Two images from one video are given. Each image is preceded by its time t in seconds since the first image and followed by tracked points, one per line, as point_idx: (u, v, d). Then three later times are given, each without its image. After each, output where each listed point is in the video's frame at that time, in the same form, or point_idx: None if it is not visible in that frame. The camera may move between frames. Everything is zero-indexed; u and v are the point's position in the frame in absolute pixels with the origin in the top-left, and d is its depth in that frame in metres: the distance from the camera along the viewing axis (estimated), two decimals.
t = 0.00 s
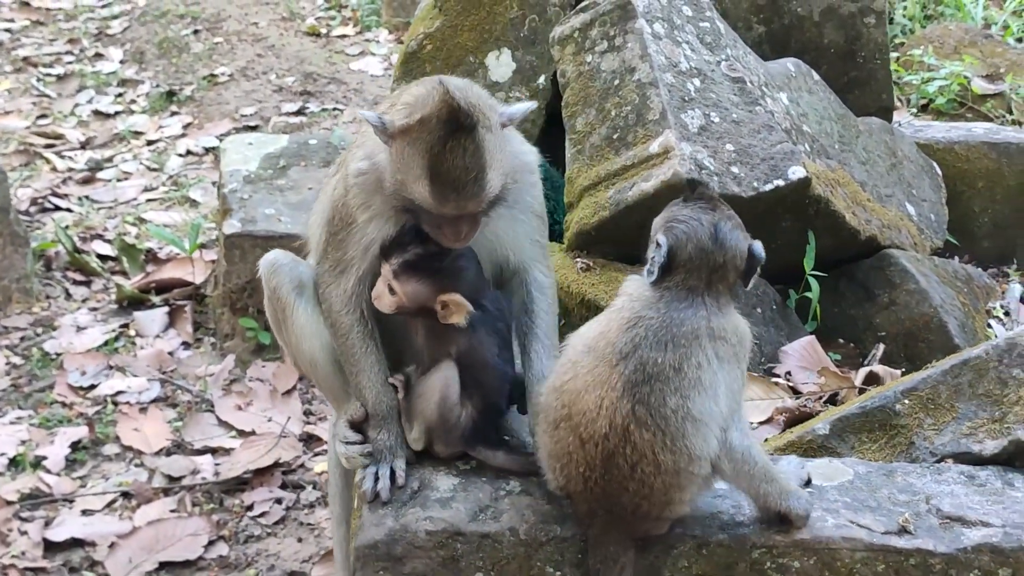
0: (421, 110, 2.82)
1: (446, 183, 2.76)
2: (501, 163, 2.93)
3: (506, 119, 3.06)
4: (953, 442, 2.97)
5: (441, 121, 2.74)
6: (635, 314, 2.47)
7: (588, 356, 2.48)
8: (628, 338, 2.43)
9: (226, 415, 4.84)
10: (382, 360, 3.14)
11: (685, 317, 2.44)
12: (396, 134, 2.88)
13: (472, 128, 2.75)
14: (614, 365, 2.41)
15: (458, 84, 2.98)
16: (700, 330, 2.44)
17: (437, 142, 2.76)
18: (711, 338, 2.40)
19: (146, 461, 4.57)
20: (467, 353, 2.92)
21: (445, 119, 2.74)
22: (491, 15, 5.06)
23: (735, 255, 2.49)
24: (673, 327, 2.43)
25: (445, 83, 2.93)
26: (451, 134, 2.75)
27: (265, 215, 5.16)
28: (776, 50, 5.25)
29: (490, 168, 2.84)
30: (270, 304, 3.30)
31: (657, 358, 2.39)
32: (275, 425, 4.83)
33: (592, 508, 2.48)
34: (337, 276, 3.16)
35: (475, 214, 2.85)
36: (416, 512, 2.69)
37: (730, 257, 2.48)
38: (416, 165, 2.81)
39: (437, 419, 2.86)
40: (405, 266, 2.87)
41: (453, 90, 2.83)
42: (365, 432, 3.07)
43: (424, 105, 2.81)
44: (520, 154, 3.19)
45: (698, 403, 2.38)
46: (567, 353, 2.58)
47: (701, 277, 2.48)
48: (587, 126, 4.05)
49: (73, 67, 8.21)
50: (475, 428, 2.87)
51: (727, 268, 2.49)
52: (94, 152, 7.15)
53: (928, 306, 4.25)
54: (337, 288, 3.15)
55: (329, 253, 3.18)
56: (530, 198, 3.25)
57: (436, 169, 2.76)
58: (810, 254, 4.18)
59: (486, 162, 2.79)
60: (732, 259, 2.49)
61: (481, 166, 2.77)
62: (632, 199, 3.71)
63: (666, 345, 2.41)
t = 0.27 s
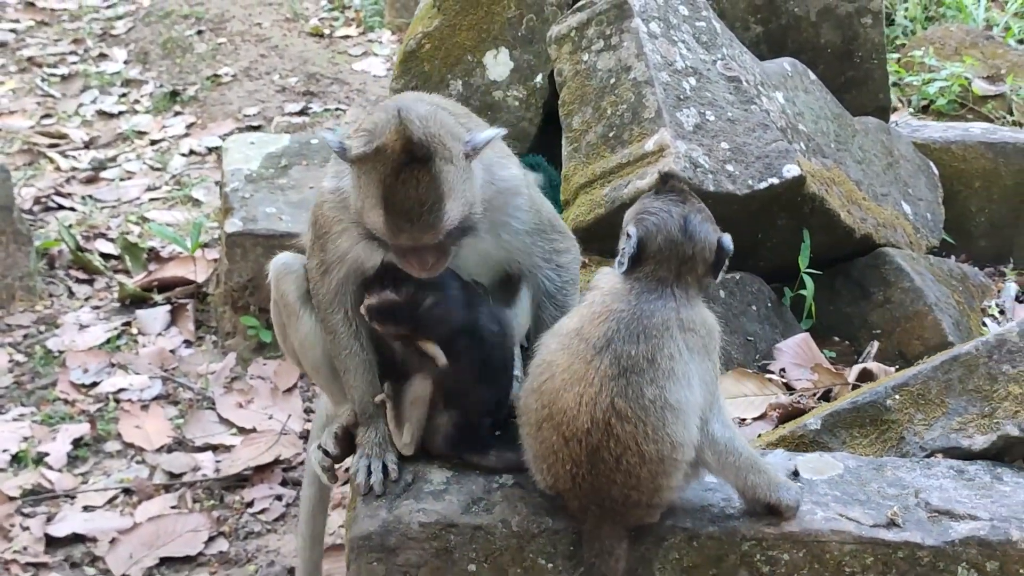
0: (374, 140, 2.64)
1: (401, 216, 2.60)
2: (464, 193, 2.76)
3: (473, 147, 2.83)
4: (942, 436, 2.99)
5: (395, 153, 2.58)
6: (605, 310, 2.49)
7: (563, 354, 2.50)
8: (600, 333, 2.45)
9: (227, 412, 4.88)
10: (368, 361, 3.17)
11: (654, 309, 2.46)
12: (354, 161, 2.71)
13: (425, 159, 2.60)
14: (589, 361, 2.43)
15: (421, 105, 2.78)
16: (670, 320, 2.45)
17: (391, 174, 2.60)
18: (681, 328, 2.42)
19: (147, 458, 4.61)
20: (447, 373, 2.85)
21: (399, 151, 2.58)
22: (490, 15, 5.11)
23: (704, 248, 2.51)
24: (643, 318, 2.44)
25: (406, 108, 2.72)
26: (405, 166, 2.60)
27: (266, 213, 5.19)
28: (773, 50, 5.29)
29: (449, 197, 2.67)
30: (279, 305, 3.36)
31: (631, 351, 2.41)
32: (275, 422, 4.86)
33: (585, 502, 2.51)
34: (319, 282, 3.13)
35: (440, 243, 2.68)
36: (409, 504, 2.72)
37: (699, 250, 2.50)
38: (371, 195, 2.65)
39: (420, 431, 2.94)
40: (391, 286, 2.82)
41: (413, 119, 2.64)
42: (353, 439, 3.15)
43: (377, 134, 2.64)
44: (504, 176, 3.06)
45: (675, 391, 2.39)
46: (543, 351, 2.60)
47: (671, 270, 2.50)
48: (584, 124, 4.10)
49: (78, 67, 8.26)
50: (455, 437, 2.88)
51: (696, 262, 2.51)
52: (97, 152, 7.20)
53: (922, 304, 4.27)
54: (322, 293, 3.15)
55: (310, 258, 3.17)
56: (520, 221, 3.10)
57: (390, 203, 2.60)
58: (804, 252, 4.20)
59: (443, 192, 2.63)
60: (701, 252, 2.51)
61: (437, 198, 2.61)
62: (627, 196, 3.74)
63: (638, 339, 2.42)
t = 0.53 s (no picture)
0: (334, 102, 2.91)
1: (357, 166, 2.86)
2: (424, 150, 2.97)
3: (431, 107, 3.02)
4: (937, 432, 3.01)
5: (351, 109, 2.83)
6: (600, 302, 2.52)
7: (557, 347, 2.52)
8: (594, 326, 2.48)
9: (229, 410, 4.91)
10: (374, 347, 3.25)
11: (649, 302, 2.49)
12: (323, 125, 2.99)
13: (377, 110, 2.84)
14: (583, 354, 2.45)
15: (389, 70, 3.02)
16: (663, 314, 2.49)
17: (347, 129, 2.85)
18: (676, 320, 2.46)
19: (149, 455, 4.64)
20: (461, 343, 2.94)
21: (355, 108, 2.83)
22: (489, 15, 5.14)
23: (696, 243, 2.57)
24: (637, 311, 2.47)
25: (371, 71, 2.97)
26: (361, 120, 2.84)
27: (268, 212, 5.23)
28: (772, 50, 5.32)
29: (405, 152, 2.89)
30: (286, 281, 3.42)
31: (626, 343, 2.43)
32: (277, 420, 4.89)
33: (578, 496, 2.52)
34: (330, 264, 3.25)
35: (398, 198, 2.93)
36: (404, 496, 2.74)
37: (691, 245, 2.56)
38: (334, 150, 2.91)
39: (423, 415, 3.00)
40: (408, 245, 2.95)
41: (373, 79, 2.86)
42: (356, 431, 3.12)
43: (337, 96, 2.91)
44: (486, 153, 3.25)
45: (669, 383, 2.43)
46: (537, 345, 2.62)
47: (663, 264, 2.55)
48: (581, 123, 4.12)
49: (83, 68, 8.31)
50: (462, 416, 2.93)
51: (688, 256, 2.56)
52: (102, 152, 7.24)
53: (919, 303, 4.29)
54: (334, 275, 3.24)
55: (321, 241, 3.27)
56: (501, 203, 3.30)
57: (349, 155, 2.86)
58: (801, 250, 4.21)
59: (398, 143, 2.87)
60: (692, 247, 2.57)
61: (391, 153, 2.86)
62: (624, 193, 3.77)
63: (633, 331, 2.45)
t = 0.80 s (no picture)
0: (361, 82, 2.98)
1: (391, 139, 2.92)
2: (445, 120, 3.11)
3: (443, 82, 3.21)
4: (926, 432, 3.02)
5: (382, 84, 2.90)
6: (581, 302, 2.54)
7: (539, 350, 2.54)
8: (577, 327, 2.49)
9: (229, 410, 4.93)
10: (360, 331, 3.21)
11: (630, 300, 2.51)
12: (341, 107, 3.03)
13: (407, 88, 2.90)
14: (567, 355, 2.47)
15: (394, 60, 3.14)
16: (643, 310, 2.51)
17: (374, 103, 2.90)
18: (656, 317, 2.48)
19: (149, 455, 4.66)
20: (449, 320, 2.99)
21: (387, 84, 2.90)
22: (486, 17, 5.17)
23: (663, 232, 2.59)
24: (618, 309, 2.49)
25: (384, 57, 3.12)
26: (393, 95, 2.90)
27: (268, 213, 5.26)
28: (769, 52, 5.37)
29: (433, 125, 3.00)
30: (276, 281, 3.39)
31: (609, 343, 2.46)
32: (277, 420, 4.91)
33: (568, 496, 2.56)
34: (327, 258, 3.26)
35: (422, 172, 3.02)
36: (395, 493, 2.77)
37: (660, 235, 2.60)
38: (363, 126, 2.95)
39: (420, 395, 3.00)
40: (399, 229, 3.04)
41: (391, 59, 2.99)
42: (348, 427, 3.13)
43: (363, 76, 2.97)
44: (473, 140, 3.25)
45: (654, 382, 2.46)
46: (518, 347, 2.63)
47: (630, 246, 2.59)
48: (576, 124, 4.15)
49: (87, 69, 8.35)
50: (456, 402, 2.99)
51: (654, 243, 2.58)
52: (105, 153, 7.28)
53: (913, 304, 4.30)
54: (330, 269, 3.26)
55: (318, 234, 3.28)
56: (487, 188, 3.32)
57: (383, 127, 2.91)
58: (794, 252, 4.23)
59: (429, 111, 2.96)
60: (660, 234, 2.59)
61: (423, 127, 2.94)
62: (617, 194, 3.79)
63: (615, 331, 2.47)
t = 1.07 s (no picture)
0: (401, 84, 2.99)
1: (428, 148, 2.93)
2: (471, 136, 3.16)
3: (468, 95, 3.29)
4: (915, 434, 3.04)
5: (426, 91, 2.92)
6: (546, 305, 2.57)
7: (508, 351, 2.57)
8: (541, 329, 2.52)
9: (229, 412, 4.95)
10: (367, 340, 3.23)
11: (592, 304, 2.54)
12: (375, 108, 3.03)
13: (451, 100, 2.94)
14: (533, 356, 2.50)
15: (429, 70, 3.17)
16: (606, 311, 2.55)
17: (419, 110, 2.93)
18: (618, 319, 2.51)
19: (149, 457, 4.68)
20: (440, 329, 3.07)
21: (429, 91, 2.93)
22: (482, 21, 5.22)
23: (624, 236, 2.62)
24: (580, 310, 2.53)
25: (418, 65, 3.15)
26: (435, 104, 2.93)
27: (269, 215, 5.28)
28: (766, 56, 5.39)
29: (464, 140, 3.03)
30: (270, 287, 3.40)
31: (573, 345, 2.49)
32: (277, 422, 4.92)
33: (550, 495, 2.58)
34: (324, 267, 3.26)
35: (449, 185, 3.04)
36: (386, 494, 2.79)
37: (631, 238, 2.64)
38: (400, 130, 2.96)
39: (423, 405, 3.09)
40: (400, 237, 3.05)
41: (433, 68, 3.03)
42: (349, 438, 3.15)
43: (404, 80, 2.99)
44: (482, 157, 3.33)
45: (620, 380, 2.49)
46: (489, 351, 2.66)
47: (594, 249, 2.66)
48: (572, 128, 4.18)
49: (91, 73, 8.39)
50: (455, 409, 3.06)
51: (613, 249, 2.62)
52: (108, 156, 7.31)
53: (908, 307, 4.31)
54: (327, 277, 3.26)
55: (312, 239, 3.29)
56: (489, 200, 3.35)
57: (421, 134, 2.93)
58: (789, 255, 4.25)
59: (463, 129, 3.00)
60: (620, 240, 2.62)
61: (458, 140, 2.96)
62: (612, 198, 3.81)
63: (578, 333, 2.50)
